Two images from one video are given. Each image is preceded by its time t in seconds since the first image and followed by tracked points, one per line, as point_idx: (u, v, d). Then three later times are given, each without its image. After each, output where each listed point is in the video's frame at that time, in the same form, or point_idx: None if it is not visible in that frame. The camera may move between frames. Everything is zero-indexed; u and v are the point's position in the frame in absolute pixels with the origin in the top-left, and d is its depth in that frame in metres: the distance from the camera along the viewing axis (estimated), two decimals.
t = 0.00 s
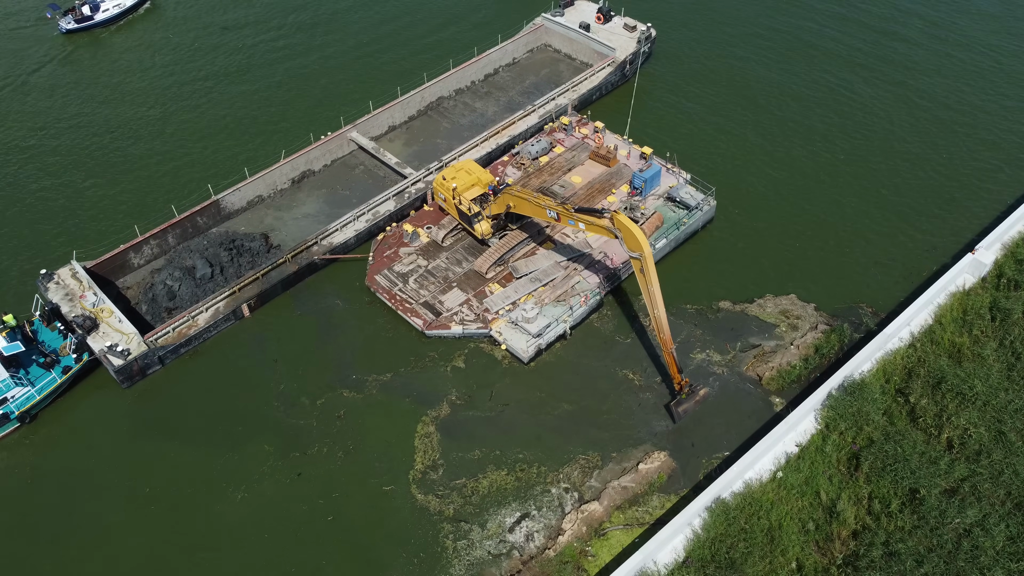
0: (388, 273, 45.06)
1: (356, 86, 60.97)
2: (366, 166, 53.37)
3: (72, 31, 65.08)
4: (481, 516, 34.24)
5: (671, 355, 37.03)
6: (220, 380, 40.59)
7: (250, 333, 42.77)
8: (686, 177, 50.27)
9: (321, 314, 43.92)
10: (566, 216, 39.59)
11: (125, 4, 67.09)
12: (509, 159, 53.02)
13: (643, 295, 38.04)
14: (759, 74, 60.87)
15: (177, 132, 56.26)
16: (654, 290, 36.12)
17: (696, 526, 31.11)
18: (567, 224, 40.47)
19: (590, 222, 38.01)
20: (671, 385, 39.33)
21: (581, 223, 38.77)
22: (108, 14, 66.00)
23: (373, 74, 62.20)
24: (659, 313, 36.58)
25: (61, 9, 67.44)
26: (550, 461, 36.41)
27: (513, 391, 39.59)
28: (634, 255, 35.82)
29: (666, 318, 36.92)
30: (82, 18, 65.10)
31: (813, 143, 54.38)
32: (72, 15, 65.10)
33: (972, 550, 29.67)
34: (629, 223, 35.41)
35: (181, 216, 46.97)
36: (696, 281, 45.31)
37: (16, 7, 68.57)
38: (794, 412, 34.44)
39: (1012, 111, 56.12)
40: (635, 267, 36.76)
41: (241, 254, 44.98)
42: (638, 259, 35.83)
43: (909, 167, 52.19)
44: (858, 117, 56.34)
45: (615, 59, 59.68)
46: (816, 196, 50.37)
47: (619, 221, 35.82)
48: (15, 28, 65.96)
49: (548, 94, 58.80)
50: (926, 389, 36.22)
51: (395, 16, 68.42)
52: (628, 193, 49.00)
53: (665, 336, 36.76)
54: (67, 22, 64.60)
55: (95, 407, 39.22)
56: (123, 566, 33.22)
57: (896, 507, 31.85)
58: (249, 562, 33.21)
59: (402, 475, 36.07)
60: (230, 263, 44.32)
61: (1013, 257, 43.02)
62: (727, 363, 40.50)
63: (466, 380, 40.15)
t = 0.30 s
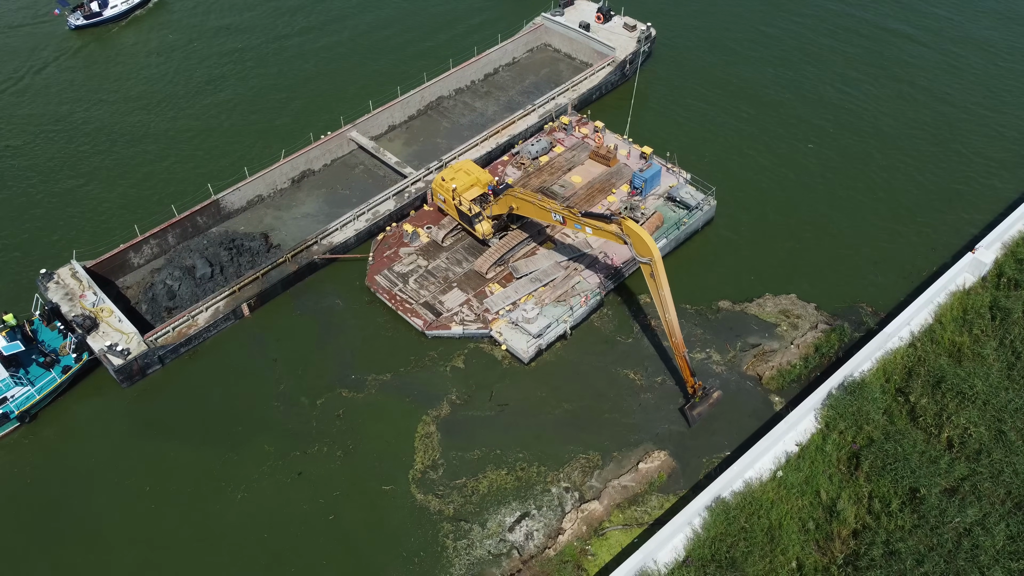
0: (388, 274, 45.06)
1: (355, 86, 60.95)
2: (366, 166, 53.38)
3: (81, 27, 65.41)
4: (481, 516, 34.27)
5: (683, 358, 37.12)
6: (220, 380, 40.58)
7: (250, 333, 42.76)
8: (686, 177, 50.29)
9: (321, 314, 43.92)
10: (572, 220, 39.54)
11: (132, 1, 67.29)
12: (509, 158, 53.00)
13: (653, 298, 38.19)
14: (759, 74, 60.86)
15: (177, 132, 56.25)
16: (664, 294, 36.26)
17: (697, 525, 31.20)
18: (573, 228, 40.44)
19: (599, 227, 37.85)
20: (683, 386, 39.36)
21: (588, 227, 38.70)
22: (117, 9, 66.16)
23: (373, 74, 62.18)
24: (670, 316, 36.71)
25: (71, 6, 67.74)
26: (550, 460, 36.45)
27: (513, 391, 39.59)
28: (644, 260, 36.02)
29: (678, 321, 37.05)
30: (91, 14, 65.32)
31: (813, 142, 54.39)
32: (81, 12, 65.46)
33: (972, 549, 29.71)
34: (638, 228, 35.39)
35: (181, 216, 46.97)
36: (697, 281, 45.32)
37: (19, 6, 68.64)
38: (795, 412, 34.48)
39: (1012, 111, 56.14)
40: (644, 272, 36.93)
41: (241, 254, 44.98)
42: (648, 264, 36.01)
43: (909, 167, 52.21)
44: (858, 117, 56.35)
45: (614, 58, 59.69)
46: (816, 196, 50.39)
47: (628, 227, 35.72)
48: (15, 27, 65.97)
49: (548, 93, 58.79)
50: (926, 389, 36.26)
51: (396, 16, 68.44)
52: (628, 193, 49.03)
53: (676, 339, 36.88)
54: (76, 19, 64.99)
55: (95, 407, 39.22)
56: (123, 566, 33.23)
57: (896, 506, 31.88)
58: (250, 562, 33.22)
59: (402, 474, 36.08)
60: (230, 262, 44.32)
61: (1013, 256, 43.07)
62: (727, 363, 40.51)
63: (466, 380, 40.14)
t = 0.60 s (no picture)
0: (388, 273, 45.07)
1: (354, 86, 60.94)
2: (366, 166, 53.37)
3: (90, 23, 65.99)
4: (481, 515, 34.29)
5: (694, 359, 37.40)
6: (220, 380, 40.57)
7: (250, 333, 42.76)
8: (687, 176, 50.29)
9: (321, 314, 43.91)
10: (578, 222, 39.52)
11: None
12: (509, 158, 52.98)
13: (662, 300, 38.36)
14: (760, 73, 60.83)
15: (177, 132, 56.23)
16: (674, 296, 36.35)
17: (697, 524, 31.26)
18: (577, 230, 40.43)
19: (606, 230, 37.77)
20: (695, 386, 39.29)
21: (594, 230, 38.70)
22: (125, 6, 66.72)
23: (372, 73, 62.16)
24: (679, 319, 36.87)
25: (79, 2, 68.33)
26: (550, 459, 36.46)
27: (513, 391, 39.59)
28: (652, 263, 36.07)
29: (687, 322, 37.17)
30: (99, 10, 65.86)
31: (813, 142, 54.38)
32: (89, 8, 65.98)
33: (972, 548, 29.75)
34: (644, 232, 35.57)
35: (181, 216, 46.96)
36: (696, 280, 45.32)
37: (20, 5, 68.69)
38: (795, 411, 34.51)
39: (1012, 111, 56.15)
40: (653, 275, 37.01)
41: (241, 253, 44.97)
42: (657, 267, 36.09)
43: (910, 166, 52.19)
44: (858, 116, 56.32)
45: (614, 58, 59.71)
46: (816, 195, 50.39)
47: (634, 231, 35.92)
48: (15, 27, 65.98)
49: (548, 93, 58.78)
50: (926, 388, 36.30)
51: (395, 16, 68.40)
52: (628, 193, 49.06)
53: (687, 340, 37.09)
54: (85, 15, 65.52)
55: (95, 407, 39.22)
56: (123, 565, 33.26)
57: (896, 505, 31.92)
58: (250, 562, 33.23)
59: (402, 474, 36.09)
60: (230, 262, 44.32)
61: (1013, 255, 43.08)
62: (727, 362, 40.51)
63: (466, 380, 40.16)
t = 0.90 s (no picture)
0: (388, 273, 45.07)
1: (355, 85, 60.94)
2: (366, 165, 53.38)
3: (98, 19, 66.54)
4: (481, 515, 34.32)
5: (702, 359, 37.37)
6: (219, 379, 40.59)
7: (249, 333, 42.76)
8: (687, 176, 50.29)
9: (321, 313, 43.93)
10: (582, 224, 39.50)
11: None
12: (509, 158, 52.93)
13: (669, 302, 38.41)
14: (760, 73, 60.82)
15: (177, 131, 56.27)
16: (680, 298, 36.37)
17: (697, 523, 31.29)
18: (581, 232, 40.37)
19: (612, 233, 37.75)
20: (701, 385, 39.28)
21: (599, 232, 38.66)
22: (133, 2, 67.12)
23: (372, 73, 62.15)
24: (687, 320, 36.88)
25: None
26: (551, 459, 36.49)
27: (513, 390, 39.62)
28: (659, 264, 36.06)
29: (695, 324, 37.20)
30: (108, 7, 66.41)
31: (813, 142, 54.39)
32: (98, 5, 66.59)
33: (973, 547, 29.75)
34: (650, 234, 35.32)
35: (181, 215, 46.98)
36: (697, 280, 45.30)
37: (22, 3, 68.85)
38: (795, 411, 34.53)
39: (1013, 110, 56.11)
40: (660, 276, 37.03)
41: (241, 253, 44.98)
42: (664, 269, 36.11)
43: (910, 166, 52.18)
44: (858, 116, 56.31)
45: (614, 57, 59.74)
46: (816, 195, 50.40)
47: (641, 233, 35.72)
48: (14, 27, 66.03)
49: (548, 92, 58.79)
50: (926, 387, 36.32)
51: (396, 16, 68.41)
52: (628, 193, 49.07)
53: (695, 341, 37.15)
54: (94, 11, 66.08)
55: (95, 406, 39.23)
56: (123, 565, 33.28)
57: (896, 504, 31.94)
58: (250, 562, 33.25)
59: (402, 474, 36.12)
60: (230, 262, 44.33)
61: (1013, 254, 43.09)
62: (727, 362, 40.53)
63: (466, 380, 40.17)
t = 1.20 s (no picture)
0: (388, 273, 45.08)
1: (355, 85, 61.04)
2: (366, 165, 53.39)
3: (106, 16, 66.39)
4: (480, 515, 34.32)
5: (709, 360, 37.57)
6: (219, 379, 40.60)
7: (249, 333, 42.77)
8: (687, 176, 50.29)
9: (321, 313, 43.95)
10: (586, 227, 39.53)
11: None
12: (509, 158, 52.91)
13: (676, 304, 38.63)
14: (760, 73, 60.82)
15: (178, 132, 56.30)
16: (687, 300, 36.64)
17: (697, 523, 31.32)
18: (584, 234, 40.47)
19: (617, 235, 37.97)
20: (701, 386, 39.32)
21: (604, 234, 38.83)
22: None
23: (372, 73, 62.20)
24: (693, 322, 37.08)
25: None
26: (551, 458, 36.53)
27: (513, 390, 39.64)
28: (665, 267, 36.35)
29: (701, 325, 37.37)
30: (116, 3, 66.23)
31: (813, 141, 54.40)
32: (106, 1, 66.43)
33: (973, 547, 29.75)
34: (656, 237, 35.82)
35: (181, 215, 46.99)
36: (696, 280, 45.29)
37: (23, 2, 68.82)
38: (795, 411, 34.54)
39: (1013, 110, 56.09)
40: (666, 279, 37.30)
41: (241, 253, 45.01)
42: (670, 272, 36.37)
43: (910, 166, 52.18)
44: (858, 116, 56.30)
45: (614, 57, 59.77)
46: (816, 195, 50.39)
47: (646, 236, 36.10)
48: (15, 25, 66.12)
49: (548, 92, 58.81)
50: (926, 387, 36.34)
51: (396, 16, 68.45)
52: (628, 193, 49.08)
53: (701, 344, 37.30)
54: (102, 8, 65.87)
55: (95, 406, 39.26)
56: (123, 565, 33.30)
57: (896, 504, 31.96)
58: (250, 562, 33.27)
59: (402, 474, 36.13)
60: (230, 262, 44.35)
61: (1013, 254, 43.09)
62: (727, 362, 40.53)
63: (466, 380, 40.20)
